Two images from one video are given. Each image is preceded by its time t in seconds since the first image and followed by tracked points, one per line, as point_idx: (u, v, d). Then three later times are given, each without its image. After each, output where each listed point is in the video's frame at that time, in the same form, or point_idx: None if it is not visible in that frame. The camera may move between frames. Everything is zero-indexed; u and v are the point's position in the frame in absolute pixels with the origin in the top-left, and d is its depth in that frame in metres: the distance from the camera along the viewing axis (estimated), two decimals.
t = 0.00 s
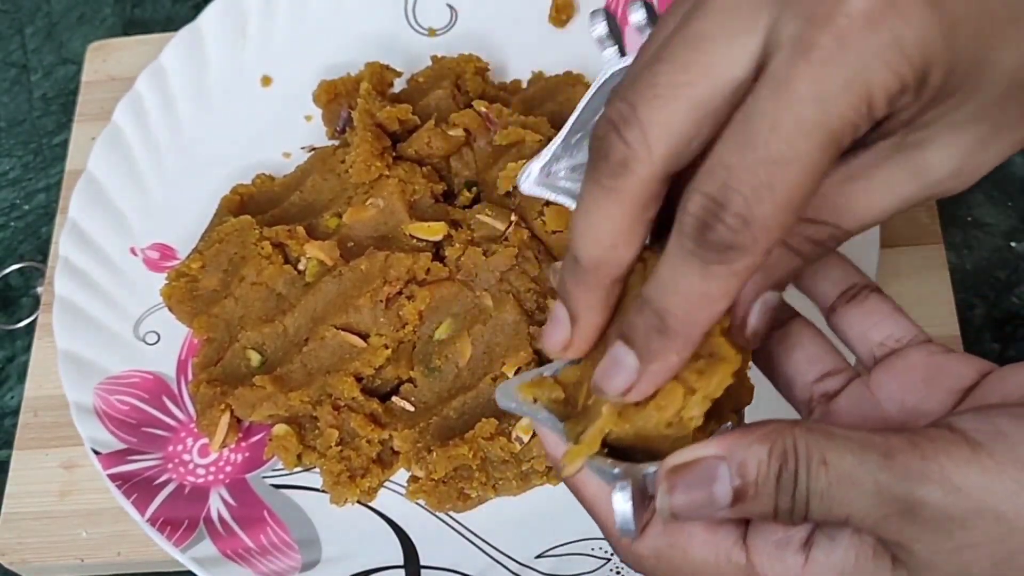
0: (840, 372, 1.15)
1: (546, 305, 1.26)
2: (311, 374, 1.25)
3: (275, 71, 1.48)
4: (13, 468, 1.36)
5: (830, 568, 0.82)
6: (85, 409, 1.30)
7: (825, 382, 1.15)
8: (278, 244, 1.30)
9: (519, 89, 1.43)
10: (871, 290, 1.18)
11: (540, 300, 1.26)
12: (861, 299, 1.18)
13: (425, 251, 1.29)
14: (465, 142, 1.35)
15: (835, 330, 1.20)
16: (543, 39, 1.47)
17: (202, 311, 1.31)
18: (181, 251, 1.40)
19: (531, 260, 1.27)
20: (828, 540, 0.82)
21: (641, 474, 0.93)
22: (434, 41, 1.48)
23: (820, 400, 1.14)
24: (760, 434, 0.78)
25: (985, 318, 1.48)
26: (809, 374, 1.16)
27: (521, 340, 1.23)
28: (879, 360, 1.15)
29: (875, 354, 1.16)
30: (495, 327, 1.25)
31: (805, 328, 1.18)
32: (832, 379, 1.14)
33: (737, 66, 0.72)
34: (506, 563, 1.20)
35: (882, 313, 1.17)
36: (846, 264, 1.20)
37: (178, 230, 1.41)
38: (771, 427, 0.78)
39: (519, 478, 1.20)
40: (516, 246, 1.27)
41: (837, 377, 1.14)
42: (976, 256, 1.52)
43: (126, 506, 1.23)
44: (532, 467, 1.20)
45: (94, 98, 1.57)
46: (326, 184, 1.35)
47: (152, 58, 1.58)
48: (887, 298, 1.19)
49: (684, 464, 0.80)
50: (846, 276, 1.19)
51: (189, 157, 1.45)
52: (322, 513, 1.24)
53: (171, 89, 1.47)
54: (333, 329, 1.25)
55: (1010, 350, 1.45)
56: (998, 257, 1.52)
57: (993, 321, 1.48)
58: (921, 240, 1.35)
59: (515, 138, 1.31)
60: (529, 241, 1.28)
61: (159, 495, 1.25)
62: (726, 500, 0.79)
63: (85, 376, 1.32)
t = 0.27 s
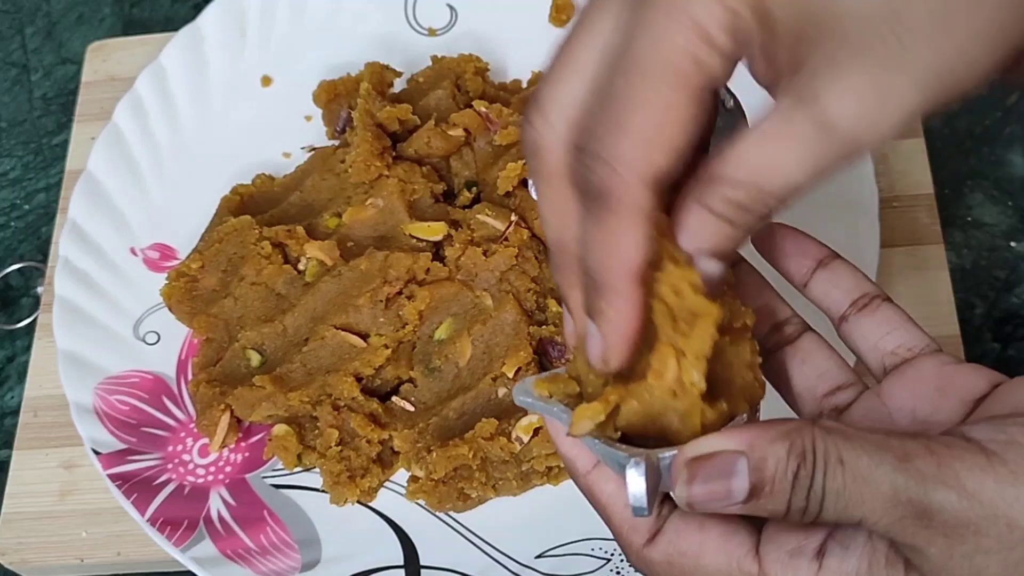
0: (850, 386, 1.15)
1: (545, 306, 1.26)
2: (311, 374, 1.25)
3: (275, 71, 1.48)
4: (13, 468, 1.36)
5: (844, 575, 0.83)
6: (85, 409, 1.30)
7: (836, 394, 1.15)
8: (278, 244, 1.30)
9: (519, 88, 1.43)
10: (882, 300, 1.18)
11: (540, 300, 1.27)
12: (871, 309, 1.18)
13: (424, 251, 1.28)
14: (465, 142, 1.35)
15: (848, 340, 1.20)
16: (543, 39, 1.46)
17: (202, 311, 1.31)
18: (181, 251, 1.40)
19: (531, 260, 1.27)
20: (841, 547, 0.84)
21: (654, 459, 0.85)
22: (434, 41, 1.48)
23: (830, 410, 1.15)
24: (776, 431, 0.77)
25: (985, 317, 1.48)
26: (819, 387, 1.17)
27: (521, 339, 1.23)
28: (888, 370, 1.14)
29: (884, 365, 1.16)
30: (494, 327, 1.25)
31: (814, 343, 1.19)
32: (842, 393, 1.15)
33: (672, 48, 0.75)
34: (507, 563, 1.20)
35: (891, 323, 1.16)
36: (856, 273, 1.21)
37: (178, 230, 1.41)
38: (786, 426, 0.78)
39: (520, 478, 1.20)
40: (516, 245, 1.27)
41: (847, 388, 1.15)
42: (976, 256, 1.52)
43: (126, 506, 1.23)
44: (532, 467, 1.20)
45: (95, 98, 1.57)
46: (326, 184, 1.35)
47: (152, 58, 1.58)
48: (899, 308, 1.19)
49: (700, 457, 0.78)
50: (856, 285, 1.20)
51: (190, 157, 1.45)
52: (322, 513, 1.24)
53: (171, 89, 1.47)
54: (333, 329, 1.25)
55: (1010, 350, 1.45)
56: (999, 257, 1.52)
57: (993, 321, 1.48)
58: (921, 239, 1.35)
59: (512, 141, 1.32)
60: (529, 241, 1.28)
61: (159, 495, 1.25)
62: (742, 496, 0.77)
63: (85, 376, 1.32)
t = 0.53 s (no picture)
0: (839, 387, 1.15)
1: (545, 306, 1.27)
2: (311, 374, 1.25)
3: (275, 71, 1.48)
4: (13, 468, 1.36)
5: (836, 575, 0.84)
6: (85, 409, 1.30)
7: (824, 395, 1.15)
8: (278, 244, 1.30)
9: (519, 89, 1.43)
10: (870, 303, 1.18)
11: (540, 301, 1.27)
12: (860, 312, 1.18)
13: (424, 251, 1.28)
14: (465, 142, 1.35)
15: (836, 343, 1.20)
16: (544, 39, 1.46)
17: (202, 311, 1.31)
18: (181, 251, 1.40)
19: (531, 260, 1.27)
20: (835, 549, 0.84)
21: (643, 461, 0.84)
22: (434, 41, 1.48)
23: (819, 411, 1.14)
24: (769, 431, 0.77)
25: (985, 318, 1.48)
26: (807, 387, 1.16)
27: (522, 340, 1.23)
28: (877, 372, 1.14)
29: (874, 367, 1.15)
30: (494, 327, 1.25)
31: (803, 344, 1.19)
32: (830, 393, 1.14)
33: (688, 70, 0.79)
34: (507, 563, 1.20)
35: (880, 326, 1.16)
36: (845, 275, 1.21)
37: (178, 230, 1.41)
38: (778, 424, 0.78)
39: (519, 478, 1.20)
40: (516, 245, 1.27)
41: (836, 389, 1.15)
42: (976, 257, 1.52)
43: (126, 506, 1.23)
44: (532, 467, 1.20)
45: (95, 98, 1.57)
46: (326, 184, 1.35)
47: (152, 58, 1.58)
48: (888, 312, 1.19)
49: (692, 454, 0.78)
50: (845, 288, 1.20)
51: (190, 157, 1.45)
52: (321, 513, 1.24)
53: (171, 89, 1.47)
54: (333, 329, 1.25)
55: (1010, 351, 1.45)
56: (999, 258, 1.52)
57: (993, 322, 1.48)
58: (921, 240, 1.35)
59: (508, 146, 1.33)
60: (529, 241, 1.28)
61: (159, 494, 1.25)
62: (732, 497, 0.77)
63: (85, 376, 1.32)
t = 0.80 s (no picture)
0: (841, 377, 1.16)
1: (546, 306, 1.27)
2: (311, 374, 1.25)
3: (275, 71, 1.48)
4: (13, 468, 1.36)
5: None
6: (85, 409, 1.30)
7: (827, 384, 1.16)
8: (278, 244, 1.30)
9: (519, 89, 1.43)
10: (876, 296, 1.18)
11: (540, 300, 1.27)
12: (865, 305, 1.18)
13: (425, 251, 1.28)
14: (465, 142, 1.35)
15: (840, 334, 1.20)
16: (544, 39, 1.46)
17: (202, 311, 1.31)
18: (181, 251, 1.40)
19: (531, 261, 1.27)
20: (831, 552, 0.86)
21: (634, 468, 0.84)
22: (434, 41, 1.48)
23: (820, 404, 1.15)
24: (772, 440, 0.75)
25: (985, 318, 1.48)
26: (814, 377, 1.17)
27: (521, 339, 1.23)
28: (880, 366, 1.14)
29: (876, 361, 1.15)
30: (494, 328, 1.25)
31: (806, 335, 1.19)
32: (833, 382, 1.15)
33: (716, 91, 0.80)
34: (507, 563, 1.20)
35: (884, 321, 1.16)
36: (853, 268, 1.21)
37: (178, 230, 1.41)
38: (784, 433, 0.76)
39: (520, 478, 1.20)
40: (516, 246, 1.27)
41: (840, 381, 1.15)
42: (976, 256, 1.52)
43: (126, 506, 1.23)
44: (532, 467, 1.20)
45: (95, 98, 1.57)
46: (326, 184, 1.35)
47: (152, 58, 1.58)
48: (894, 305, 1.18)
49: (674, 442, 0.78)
50: (853, 281, 1.20)
51: (190, 157, 1.45)
52: (321, 513, 1.24)
53: (171, 90, 1.47)
54: (333, 329, 1.25)
55: (1010, 350, 1.45)
56: (999, 257, 1.52)
57: (993, 321, 1.48)
58: (921, 239, 1.35)
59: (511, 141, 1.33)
60: (529, 241, 1.28)
61: (159, 495, 1.25)
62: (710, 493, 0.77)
63: (85, 376, 1.32)
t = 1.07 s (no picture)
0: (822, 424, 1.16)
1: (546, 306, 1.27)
2: (311, 374, 1.25)
3: (275, 71, 1.48)
4: (13, 468, 1.36)
5: None
6: (85, 409, 1.30)
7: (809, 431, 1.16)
8: (278, 244, 1.30)
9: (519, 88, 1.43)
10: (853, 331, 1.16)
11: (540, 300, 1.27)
12: (841, 344, 1.16)
13: (425, 251, 1.28)
14: (465, 142, 1.35)
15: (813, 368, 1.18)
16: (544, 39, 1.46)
17: (202, 311, 1.31)
18: (181, 251, 1.40)
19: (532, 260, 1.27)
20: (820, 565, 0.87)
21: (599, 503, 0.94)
22: (434, 41, 1.48)
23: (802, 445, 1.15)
24: (731, 467, 0.81)
25: (985, 318, 1.48)
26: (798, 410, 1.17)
27: (521, 339, 1.23)
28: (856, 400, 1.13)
29: (851, 404, 1.15)
30: (494, 328, 1.25)
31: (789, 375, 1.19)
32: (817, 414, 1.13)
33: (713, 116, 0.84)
34: (507, 563, 1.20)
35: (859, 362, 1.15)
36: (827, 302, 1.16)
37: (178, 230, 1.41)
38: (746, 464, 0.81)
39: (520, 479, 1.19)
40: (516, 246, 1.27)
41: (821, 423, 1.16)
42: (976, 256, 1.52)
43: (126, 506, 1.23)
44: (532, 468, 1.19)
45: (95, 99, 1.57)
46: (326, 184, 1.35)
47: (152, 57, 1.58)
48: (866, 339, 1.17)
49: (637, 456, 0.86)
50: (827, 318, 1.16)
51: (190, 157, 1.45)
52: (321, 513, 1.24)
53: (171, 89, 1.47)
54: (333, 329, 1.25)
55: (1010, 350, 1.45)
56: (999, 257, 1.52)
57: (993, 321, 1.48)
58: (921, 239, 1.35)
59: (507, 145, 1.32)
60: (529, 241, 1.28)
61: (159, 495, 1.25)
62: (666, 511, 0.82)
63: (85, 376, 1.32)
